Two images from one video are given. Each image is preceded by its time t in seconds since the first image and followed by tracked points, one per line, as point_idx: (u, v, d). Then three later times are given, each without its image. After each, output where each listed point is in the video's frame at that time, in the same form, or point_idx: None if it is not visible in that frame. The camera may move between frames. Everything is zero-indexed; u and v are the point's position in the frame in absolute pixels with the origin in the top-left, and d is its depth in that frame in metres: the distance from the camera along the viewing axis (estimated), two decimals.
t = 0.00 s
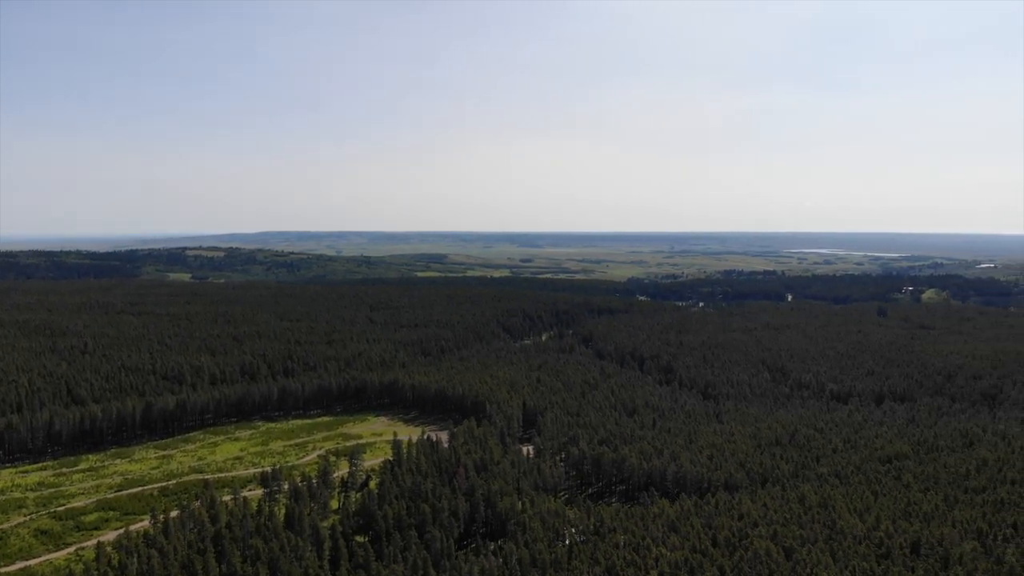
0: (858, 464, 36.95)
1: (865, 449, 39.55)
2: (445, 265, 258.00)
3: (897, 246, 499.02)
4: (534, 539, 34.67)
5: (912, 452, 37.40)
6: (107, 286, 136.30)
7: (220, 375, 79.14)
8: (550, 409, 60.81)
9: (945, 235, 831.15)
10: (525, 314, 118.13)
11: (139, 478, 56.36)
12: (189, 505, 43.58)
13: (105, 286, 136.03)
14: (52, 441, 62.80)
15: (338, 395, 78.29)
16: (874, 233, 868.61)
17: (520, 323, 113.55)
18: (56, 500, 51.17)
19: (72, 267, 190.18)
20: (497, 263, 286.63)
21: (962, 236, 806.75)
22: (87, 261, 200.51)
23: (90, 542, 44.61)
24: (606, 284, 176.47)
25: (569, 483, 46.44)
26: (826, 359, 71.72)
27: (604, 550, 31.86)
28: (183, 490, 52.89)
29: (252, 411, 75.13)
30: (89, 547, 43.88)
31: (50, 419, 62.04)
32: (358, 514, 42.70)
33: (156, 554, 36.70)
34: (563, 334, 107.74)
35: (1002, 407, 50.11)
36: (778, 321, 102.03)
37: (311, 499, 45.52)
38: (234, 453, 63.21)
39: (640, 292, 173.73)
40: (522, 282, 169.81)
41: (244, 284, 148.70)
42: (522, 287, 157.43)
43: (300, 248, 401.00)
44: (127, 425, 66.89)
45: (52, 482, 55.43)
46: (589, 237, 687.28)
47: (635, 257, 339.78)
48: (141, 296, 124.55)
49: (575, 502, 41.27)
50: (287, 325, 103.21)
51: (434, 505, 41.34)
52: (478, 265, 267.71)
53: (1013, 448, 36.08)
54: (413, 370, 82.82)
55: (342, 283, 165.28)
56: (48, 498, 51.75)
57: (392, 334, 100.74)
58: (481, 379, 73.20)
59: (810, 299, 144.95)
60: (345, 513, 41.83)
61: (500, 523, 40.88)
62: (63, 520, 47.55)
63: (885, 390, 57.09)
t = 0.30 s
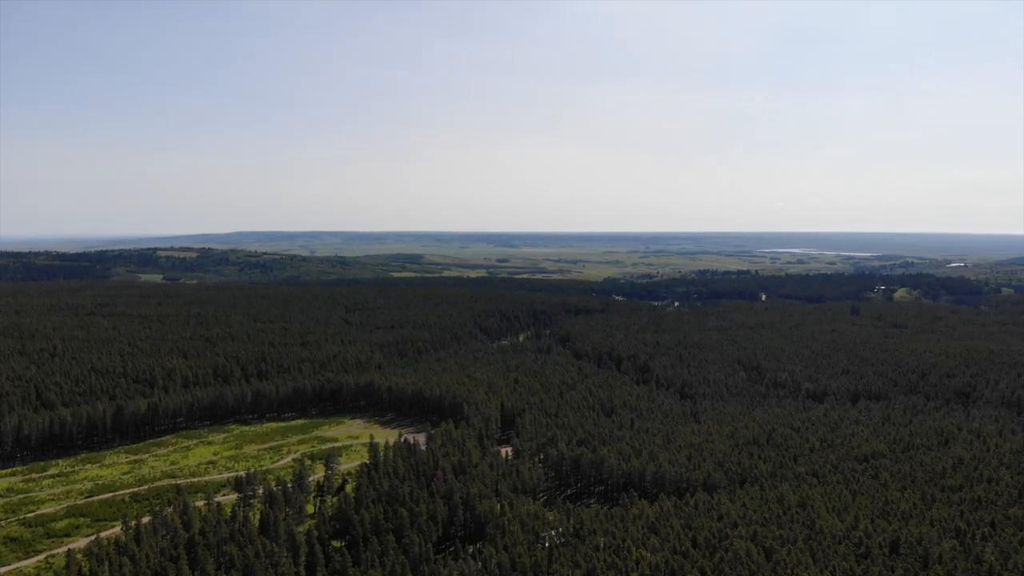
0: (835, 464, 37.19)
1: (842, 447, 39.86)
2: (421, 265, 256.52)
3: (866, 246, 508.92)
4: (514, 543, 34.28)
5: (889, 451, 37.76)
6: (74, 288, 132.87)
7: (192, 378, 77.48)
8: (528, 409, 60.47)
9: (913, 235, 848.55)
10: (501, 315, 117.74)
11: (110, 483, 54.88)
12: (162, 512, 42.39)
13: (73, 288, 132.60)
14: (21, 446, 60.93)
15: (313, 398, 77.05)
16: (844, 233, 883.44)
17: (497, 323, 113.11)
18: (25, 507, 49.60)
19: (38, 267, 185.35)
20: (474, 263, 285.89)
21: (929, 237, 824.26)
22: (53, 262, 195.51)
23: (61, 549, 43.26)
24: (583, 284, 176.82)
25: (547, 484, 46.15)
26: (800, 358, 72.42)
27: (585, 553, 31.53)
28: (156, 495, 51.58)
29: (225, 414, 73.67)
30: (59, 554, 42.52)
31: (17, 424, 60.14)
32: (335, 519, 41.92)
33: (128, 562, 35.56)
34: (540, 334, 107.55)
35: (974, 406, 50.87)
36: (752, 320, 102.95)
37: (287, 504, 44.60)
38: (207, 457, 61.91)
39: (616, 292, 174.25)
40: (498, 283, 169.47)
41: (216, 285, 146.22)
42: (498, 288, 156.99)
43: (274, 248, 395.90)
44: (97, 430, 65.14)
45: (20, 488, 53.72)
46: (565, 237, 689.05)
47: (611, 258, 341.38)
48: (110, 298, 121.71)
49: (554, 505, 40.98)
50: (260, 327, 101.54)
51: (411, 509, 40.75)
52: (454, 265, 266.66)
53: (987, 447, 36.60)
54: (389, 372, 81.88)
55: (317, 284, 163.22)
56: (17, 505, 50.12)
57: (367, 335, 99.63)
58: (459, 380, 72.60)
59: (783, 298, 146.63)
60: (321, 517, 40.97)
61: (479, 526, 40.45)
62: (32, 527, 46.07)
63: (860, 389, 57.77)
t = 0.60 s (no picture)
0: (823, 464, 37.26)
1: (830, 447, 39.95)
2: (406, 265, 255.45)
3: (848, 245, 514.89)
4: (502, 546, 33.92)
5: (876, 451, 37.90)
6: (54, 289, 130.69)
7: (174, 381, 76.34)
8: (514, 410, 60.14)
9: (893, 234, 858.76)
10: (487, 315, 117.35)
11: (92, 487, 53.85)
12: (143, 517, 41.53)
13: (52, 289, 130.42)
14: None
15: (297, 400, 76.13)
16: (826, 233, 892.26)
17: (483, 324, 112.70)
18: (3, 513, 48.48)
19: (16, 268, 182.34)
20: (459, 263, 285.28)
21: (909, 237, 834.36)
22: (32, 262, 192.31)
23: (41, 555, 42.30)
24: (568, 283, 176.85)
25: (534, 486, 45.85)
26: (786, 358, 72.74)
27: (574, 556, 31.22)
28: (138, 499, 50.64)
29: (208, 417, 72.64)
30: (39, 561, 41.57)
31: None
32: (321, 523, 41.33)
33: (107, 569, 34.70)
34: (526, 335, 107.31)
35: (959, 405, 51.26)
36: (737, 319, 103.40)
37: (271, 508, 43.90)
38: (190, 460, 60.94)
39: (601, 292, 174.43)
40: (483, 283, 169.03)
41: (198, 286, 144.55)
42: (483, 288, 156.58)
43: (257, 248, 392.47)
44: (78, 433, 63.92)
45: None
46: (549, 237, 689.76)
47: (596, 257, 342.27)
48: (91, 299, 119.78)
49: (542, 507, 40.66)
50: (243, 328, 100.33)
51: (398, 513, 40.25)
52: (439, 265, 265.83)
53: (973, 446, 36.84)
54: (374, 373, 81.16)
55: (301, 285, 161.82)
56: None
57: (352, 336, 98.79)
58: (445, 381, 72.11)
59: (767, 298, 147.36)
60: (307, 522, 40.34)
61: (466, 529, 40.06)
62: (11, 533, 45.04)
63: (845, 388, 58.08)
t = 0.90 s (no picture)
0: (822, 465, 37.18)
1: (829, 448, 39.83)
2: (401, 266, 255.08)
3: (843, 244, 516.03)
4: (501, 549, 33.68)
5: (875, 452, 37.81)
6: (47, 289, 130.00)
7: (169, 382, 75.84)
8: (511, 412, 59.87)
9: (887, 234, 861.20)
10: (484, 315, 117.11)
11: (86, 489, 53.41)
12: (138, 520, 41.15)
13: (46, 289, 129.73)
14: None
15: (293, 401, 75.67)
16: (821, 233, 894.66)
17: (479, 324, 112.42)
18: None
19: (10, 269, 181.39)
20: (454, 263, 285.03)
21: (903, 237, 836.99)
22: (26, 262, 191.43)
23: (34, 559, 41.89)
24: (564, 284, 176.69)
25: (532, 488, 45.59)
26: (783, 358, 72.68)
27: (572, 559, 30.97)
28: (132, 502, 50.22)
29: (203, 418, 72.13)
30: (32, 565, 41.14)
31: None
32: (317, 525, 41.00)
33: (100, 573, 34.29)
34: (523, 335, 107.11)
35: (957, 405, 51.24)
36: (734, 319, 103.39)
37: (266, 511, 43.54)
38: (184, 462, 60.49)
39: (597, 292, 174.27)
40: (479, 283, 168.73)
41: (193, 286, 143.85)
42: (479, 288, 156.35)
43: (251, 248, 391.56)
44: (72, 435, 63.41)
45: None
46: (545, 237, 689.98)
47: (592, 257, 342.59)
48: (85, 299, 119.19)
49: (539, 509, 40.41)
50: (238, 329, 99.79)
51: (394, 515, 39.95)
52: (435, 266, 265.57)
53: (972, 447, 36.79)
54: (370, 374, 80.77)
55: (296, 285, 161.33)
56: None
57: (347, 337, 98.39)
58: (441, 382, 71.81)
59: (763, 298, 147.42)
60: (302, 524, 40.00)
61: (464, 532, 39.83)
62: (4, 536, 44.61)
63: (843, 388, 58.06)
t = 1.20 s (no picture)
0: (826, 466, 36.99)
1: (832, 450, 39.62)
2: (401, 266, 254.99)
3: (843, 243, 515.89)
4: (502, 553, 33.44)
5: (879, 453, 37.60)
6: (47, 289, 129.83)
7: (168, 383, 75.59)
8: (512, 413, 59.67)
9: (888, 234, 860.78)
10: (484, 315, 116.89)
11: (85, 491, 53.18)
12: (137, 523, 40.90)
13: (46, 289, 129.57)
14: None
15: (293, 402, 75.37)
16: (821, 233, 894.27)
17: (480, 324, 112.23)
18: None
19: (10, 269, 181.22)
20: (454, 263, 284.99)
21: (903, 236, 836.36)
22: (26, 262, 191.28)
23: (32, 561, 41.67)
24: (564, 284, 176.47)
25: (533, 489, 45.41)
26: (784, 358, 72.45)
27: (575, 563, 30.73)
28: (132, 504, 49.97)
29: (203, 419, 71.86)
30: (30, 568, 40.90)
31: None
32: (316, 528, 40.77)
33: None
34: (523, 335, 106.91)
35: (961, 406, 51.00)
36: (734, 319, 103.15)
37: (266, 513, 43.28)
38: (184, 463, 60.26)
39: (597, 292, 174.03)
40: (479, 283, 168.54)
41: (193, 287, 143.46)
42: (480, 288, 156.16)
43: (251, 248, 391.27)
44: (71, 436, 63.15)
45: None
46: (544, 237, 689.79)
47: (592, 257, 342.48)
48: (86, 299, 119.06)
49: (542, 511, 40.20)
50: (238, 329, 99.51)
51: (395, 518, 39.71)
52: (435, 265, 265.44)
53: (977, 448, 36.57)
54: (370, 375, 80.48)
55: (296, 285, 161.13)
56: None
57: (347, 337, 98.12)
58: (442, 383, 71.57)
59: (764, 298, 147.11)
60: (303, 527, 39.76)
61: (465, 535, 39.57)
62: (3, 539, 44.39)
63: (845, 389, 57.86)
